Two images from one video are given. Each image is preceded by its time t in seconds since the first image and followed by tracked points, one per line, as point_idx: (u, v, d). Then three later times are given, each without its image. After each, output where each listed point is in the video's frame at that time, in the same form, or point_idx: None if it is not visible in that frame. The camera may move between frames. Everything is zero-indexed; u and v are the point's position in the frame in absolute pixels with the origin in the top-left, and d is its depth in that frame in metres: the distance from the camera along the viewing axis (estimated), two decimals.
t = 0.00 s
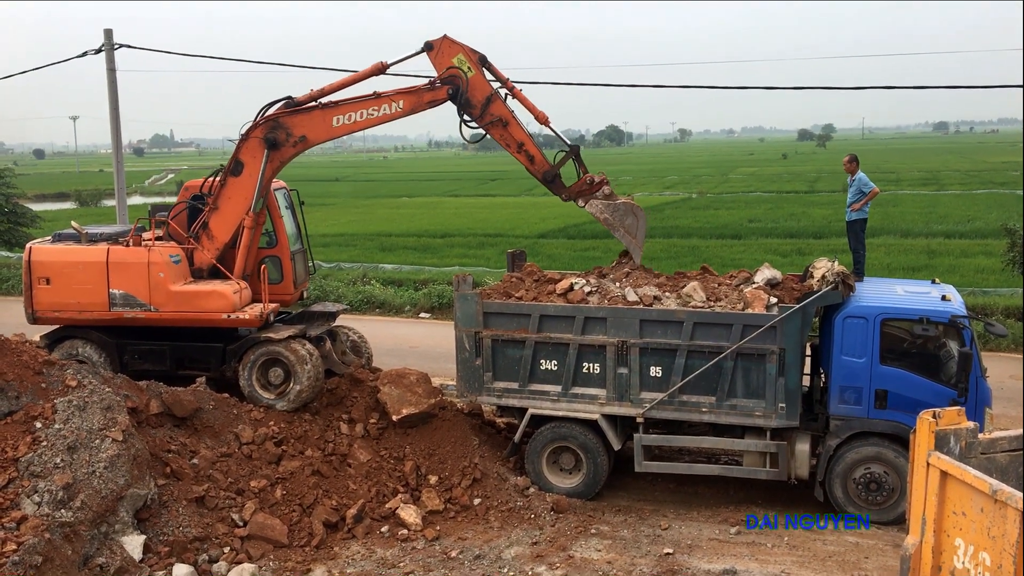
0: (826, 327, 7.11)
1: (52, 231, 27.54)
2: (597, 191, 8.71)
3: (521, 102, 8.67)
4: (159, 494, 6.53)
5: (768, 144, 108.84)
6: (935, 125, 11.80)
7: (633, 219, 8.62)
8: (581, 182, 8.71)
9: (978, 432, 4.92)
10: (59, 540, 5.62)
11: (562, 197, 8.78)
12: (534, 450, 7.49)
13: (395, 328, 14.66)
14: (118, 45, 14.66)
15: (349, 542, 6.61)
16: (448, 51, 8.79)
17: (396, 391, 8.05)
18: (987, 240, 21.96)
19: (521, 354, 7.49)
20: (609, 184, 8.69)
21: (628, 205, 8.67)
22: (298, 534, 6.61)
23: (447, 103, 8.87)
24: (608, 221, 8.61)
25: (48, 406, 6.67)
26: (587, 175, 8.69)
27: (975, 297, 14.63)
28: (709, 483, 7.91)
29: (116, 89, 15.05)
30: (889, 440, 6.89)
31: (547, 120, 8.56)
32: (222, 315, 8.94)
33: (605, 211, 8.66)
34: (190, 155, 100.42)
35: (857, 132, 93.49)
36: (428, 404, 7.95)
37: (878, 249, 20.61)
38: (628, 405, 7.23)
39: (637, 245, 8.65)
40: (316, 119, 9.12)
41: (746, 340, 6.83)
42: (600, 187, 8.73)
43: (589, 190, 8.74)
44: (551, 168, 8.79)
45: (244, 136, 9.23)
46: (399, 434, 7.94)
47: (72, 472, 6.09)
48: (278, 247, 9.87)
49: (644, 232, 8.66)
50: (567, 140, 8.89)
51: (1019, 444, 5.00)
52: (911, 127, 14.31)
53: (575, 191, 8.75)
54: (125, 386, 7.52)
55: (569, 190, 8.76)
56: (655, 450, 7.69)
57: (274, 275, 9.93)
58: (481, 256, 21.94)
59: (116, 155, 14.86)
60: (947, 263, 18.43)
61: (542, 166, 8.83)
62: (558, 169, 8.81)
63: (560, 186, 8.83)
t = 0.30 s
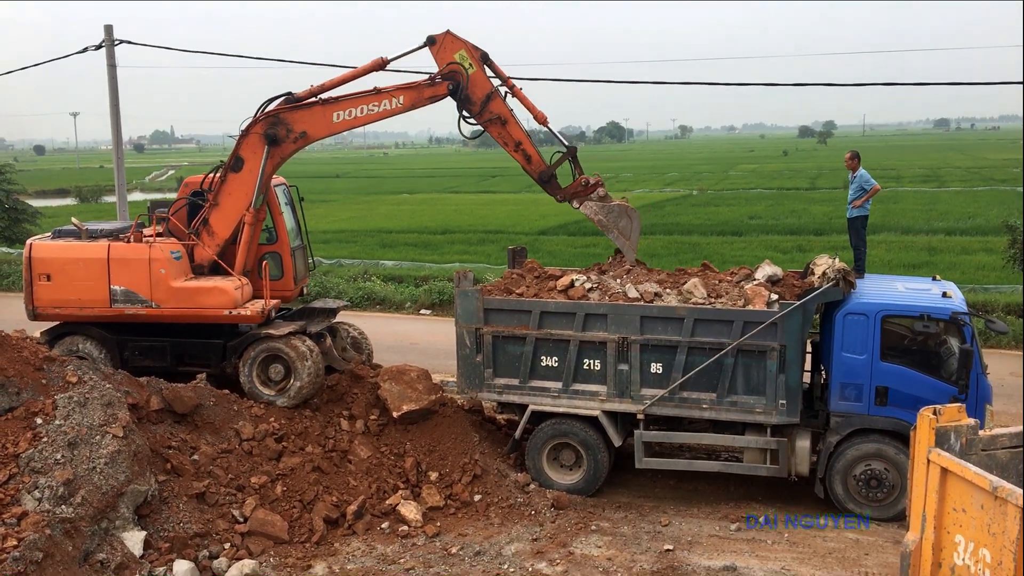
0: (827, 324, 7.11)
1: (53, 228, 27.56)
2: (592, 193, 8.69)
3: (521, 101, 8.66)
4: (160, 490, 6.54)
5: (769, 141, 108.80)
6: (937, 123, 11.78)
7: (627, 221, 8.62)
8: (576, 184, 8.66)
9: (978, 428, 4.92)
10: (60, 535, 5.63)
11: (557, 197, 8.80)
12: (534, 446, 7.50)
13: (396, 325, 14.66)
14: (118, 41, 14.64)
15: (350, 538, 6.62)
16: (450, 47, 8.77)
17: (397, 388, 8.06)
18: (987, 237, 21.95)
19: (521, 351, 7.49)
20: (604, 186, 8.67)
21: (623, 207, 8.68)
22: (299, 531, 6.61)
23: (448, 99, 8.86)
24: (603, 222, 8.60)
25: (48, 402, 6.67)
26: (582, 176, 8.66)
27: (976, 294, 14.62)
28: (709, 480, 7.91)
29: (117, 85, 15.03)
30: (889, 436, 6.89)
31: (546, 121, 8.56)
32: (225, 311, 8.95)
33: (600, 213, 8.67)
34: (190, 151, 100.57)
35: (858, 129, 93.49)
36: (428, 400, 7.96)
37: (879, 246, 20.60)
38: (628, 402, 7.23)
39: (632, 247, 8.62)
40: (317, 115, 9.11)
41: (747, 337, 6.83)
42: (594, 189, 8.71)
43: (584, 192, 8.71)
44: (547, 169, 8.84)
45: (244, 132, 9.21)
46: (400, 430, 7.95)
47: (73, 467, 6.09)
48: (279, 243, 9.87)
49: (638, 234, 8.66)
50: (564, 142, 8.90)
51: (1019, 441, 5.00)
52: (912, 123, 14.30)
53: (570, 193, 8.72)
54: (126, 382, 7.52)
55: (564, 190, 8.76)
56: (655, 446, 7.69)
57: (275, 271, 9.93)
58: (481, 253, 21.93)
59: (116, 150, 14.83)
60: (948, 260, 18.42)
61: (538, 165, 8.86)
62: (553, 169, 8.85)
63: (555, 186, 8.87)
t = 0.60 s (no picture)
0: (826, 322, 7.11)
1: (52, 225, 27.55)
2: (584, 194, 8.71)
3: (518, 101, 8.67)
4: (159, 488, 6.54)
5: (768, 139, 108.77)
6: (936, 121, 11.77)
7: (618, 224, 8.65)
8: (569, 185, 8.70)
9: (977, 427, 4.92)
10: (59, 533, 5.63)
11: (549, 197, 8.83)
12: (533, 444, 7.50)
13: (395, 323, 14.66)
14: (118, 38, 14.63)
15: (349, 536, 6.62)
16: (452, 42, 8.77)
17: (396, 385, 8.06)
18: (987, 236, 21.95)
19: (521, 349, 7.49)
20: (597, 189, 8.69)
21: (615, 210, 8.68)
22: (298, 528, 6.61)
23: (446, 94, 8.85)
24: (594, 224, 8.62)
25: (48, 400, 6.66)
26: (576, 178, 8.70)
27: (975, 292, 14.63)
28: (708, 478, 7.91)
29: (116, 82, 15.02)
30: (889, 435, 6.89)
31: (542, 121, 8.59)
32: (226, 309, 8.96)
33: (591, 215, 8.69)
34: (190, 149, 100.63)
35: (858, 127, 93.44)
36: (427, 398, 7.96)
37: (878, 244, 20.61)
38: (627, 400, 7.24)
39: (621, 250, 8.69)
40: (316, 112, 9.09)
41: (746, 335, 6.84)
42: (587, 191, 8.72)
43: (576, 194, 8.74)
44: (541, 168, 8.87)
45: (244, 129, 9.20)
46: (399, 428, 7.95)
47: (72, 465, 6.09)
48: (278, 241, 9.86)
49: (629, 237, 8.69)
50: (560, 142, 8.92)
51: (1018, 440, 5.00)
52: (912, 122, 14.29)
53: (563, 193, 8.73)
54: (125, 379, 7.52)
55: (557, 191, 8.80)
56: (654, 445, 7.69)
57: (274, 269, 9.93)
58: (480, 251, 21.93)
59: (116, 148, 14.81)
60: (947, 259, 18.41)
61: (533, 165, 8.89)
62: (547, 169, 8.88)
63: (548, 186, 8.89)
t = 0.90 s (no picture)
0: (826, 322, 7.11)
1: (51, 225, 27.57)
2: (571, 196, 8.74)
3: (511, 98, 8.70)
4: (158, 488, 6.54)
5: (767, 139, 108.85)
6: (936, 122, 11.78)
7: (604, 227, 8.66)
8: (558, 185, 8.73)
9: (977, 427, 4.92)
10: (58, 533, 5.63)
11: (538, 195, 8.83)
12: (532, 444, 7.51)
13: (395, 323, 14.66)
14: (118, 38, 14.62)
15: (348, 536, 6.62)
16: (449, 36, 8.76)
17: (395, 386, 8.06)
18: (985, 236, 21.97)
19: (520, 349, 7.49)
20: (585, 190, 8.72)
21: (601, 213, 8.69)
22: (297, 529, 6.61)
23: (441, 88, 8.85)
24: (581, 225, 8.59)
25: (47, 400, 6.66)
26: (564, 178, 8.72)
27: (974, 293, 14.64)
28: (707, 479, 7.91)
29: (116, 82, 15.01)
30: (888, 435, 6.89)
31: (535, 120, 8.60)
32: (226, 309, 8.96)
33: (578, 216, 8.67)
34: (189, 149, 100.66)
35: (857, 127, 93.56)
36: (426, 398, 7.96)
37: (877, 244, 20.63)
38: (626, 400, 7.24)
39: (605, 253, 8.71)
40: (312, 108, 9.11)
41: (746, 335, 6.83)
42: (574, 193, 8.74)
43: (565, 194, 8.76)
44: (531, 166, 8.85)
45: (240, 128, 9.21)
46: (398, 428, 7.95)
47: (71, 465, 6.08)
48: (278, 241, 9.85)
49: (614, 240, 8.72)
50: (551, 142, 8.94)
51: (1018, 440, 4.99)
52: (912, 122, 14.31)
53: (551, 193, 8.78)
54: (124, 379, 7.51)
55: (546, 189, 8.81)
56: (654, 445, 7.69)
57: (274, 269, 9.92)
58: (479, 251, 21.95)
59: (115, 148, 14.81)
60: (946, 259, 18.42)
61: (523, 162, 8.91)
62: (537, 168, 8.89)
63: (537, 185, 8.89)
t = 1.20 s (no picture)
0: (826, 323, 7.11)
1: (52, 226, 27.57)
2: (564, 188, 8.76)
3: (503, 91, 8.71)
4: (158, 490, 6.54)
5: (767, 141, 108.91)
6: (936, 124, 11.78)
7: (595, 220, 8.77)
8: (550, 177, 8.73)
9: (977, 429, 4.92)
10: (58, 535, 5.63)
11: (530, 186, 8.85)
12: (532, 445, 7.50)
13: (395, 324, 14.66)
14: (118, 39, 14.63)
15: (348, 538, 6.62)
16: (441, 28, 8.77)
17: (395, 388, 8.06)
18: (985, 238, 21.98)
19: (520, 350, 7.49)
20: (577, 183, 8.76)
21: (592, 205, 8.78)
22: (297, 530, 6.61)
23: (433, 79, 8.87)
24: (572, 217, 8.69)
25: (47, 401, 6.65)
26: (556, 170, 8.73)
27: (974, 294, 14.64)
28: (707, 480, 7.91)
29: (116, 83, 15.02)
30: (888, 436, 6.89)
31: (527, 112, 8.61)
32: (228, 310, 8.96)
33: (570, 208, 8.74)
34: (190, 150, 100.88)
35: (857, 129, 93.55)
36: (425, 400, 7.95)
37: (876, 246, 20.65)
38: (626, 401, 7.24)
39: (596, 246, 8.75)
40: (307, 105, 9.13)
41: (746, 337, 6.83)
42: (566, 185, 8.78)
43: (556, 185, 8.78)
44: (523, 158, 8.88)
45: (234, 128, 9.21)
46: (399, 430, 7.95)
47: (70, 467, 6.08)
48: (277, 242, 9.84)
49: (604, 234, 8.82)
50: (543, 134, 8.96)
51: (1018, 442, 4.99)
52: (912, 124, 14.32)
53: (542, 184, 8.76)
54: (124, 381, 7.51)
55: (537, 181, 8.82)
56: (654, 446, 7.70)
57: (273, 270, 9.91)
58: (479, 253, 21.95)
59: (115, 149, 14.81)
60: (946, 260, 18.42)
61: (515, 154, 8.92)
62: (528, 160, 8.90)
63: (529, 176, 8.91)
